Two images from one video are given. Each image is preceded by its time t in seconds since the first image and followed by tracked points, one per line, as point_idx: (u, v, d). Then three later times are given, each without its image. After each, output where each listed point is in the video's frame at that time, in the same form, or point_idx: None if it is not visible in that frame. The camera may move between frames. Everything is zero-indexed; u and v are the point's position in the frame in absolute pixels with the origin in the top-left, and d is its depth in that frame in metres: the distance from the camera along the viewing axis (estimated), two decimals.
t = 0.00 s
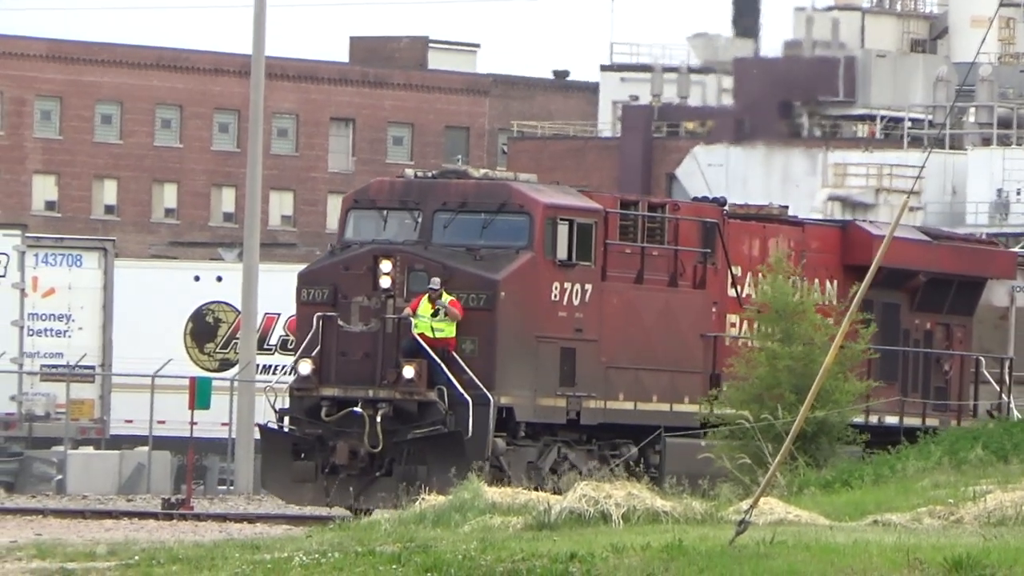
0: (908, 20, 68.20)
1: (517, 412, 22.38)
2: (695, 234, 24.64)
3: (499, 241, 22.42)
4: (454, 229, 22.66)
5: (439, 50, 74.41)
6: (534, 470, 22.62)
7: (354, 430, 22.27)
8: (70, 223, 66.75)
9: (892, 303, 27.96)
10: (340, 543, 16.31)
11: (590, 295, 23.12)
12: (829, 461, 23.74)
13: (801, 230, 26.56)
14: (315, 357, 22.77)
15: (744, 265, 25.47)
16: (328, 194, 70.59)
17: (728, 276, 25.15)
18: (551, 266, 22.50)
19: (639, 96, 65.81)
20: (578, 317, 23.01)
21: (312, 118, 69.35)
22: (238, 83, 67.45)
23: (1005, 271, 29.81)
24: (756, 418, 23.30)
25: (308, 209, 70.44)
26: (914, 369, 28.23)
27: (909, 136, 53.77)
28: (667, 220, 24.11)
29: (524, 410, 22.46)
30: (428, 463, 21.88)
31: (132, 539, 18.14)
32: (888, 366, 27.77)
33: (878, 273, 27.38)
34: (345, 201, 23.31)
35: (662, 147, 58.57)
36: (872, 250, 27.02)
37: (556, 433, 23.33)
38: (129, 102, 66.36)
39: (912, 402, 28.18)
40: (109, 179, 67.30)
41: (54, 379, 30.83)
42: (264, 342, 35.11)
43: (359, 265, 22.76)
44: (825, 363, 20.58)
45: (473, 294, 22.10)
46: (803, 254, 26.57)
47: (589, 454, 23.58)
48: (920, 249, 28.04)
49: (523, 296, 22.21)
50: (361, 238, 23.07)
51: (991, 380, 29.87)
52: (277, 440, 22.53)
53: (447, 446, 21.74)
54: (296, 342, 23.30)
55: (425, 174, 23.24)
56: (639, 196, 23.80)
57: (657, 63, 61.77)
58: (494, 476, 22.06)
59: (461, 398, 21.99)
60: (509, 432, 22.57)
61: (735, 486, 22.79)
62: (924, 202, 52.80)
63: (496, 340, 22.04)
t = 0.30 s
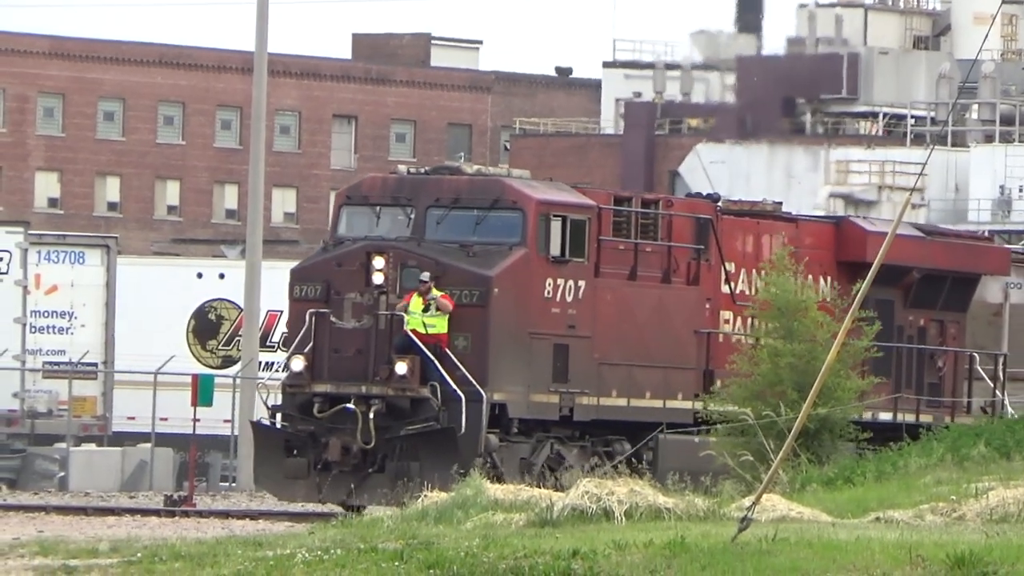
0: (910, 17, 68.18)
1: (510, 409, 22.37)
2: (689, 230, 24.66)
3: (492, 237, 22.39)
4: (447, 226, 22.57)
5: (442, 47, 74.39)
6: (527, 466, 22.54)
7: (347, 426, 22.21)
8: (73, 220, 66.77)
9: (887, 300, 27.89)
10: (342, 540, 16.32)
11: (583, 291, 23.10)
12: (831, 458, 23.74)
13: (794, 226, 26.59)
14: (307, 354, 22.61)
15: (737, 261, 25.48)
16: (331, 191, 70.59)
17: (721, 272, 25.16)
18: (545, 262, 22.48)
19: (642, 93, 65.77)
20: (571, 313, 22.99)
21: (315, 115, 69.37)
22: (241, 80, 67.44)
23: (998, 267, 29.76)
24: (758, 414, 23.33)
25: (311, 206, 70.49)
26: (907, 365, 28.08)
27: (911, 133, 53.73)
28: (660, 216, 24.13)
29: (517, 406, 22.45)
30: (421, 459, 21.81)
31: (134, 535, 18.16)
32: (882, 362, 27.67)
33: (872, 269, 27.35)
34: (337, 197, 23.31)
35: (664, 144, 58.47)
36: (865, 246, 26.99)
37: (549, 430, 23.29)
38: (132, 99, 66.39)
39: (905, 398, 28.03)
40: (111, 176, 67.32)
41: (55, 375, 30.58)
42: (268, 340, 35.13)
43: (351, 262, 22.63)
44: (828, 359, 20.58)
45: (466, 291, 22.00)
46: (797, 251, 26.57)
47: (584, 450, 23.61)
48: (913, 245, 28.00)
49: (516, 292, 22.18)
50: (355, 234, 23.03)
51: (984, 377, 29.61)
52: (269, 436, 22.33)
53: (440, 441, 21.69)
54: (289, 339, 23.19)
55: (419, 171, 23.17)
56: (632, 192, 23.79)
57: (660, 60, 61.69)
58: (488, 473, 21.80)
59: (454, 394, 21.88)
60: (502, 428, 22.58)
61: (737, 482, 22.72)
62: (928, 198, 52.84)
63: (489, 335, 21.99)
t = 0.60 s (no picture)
0: (914, 15, 68.25)
1: (504, 406, 22.34)
2: (684, 227, 24.64)
3: (487, 234, 22.34)
4: (441, 223, 22.55)
5: (447, 45, 74.44)
6: (520, 464, 22.66)
7: (341, 423, 22.22)
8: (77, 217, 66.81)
9: (883, 297, 27.84)
10: (347, 537, 16.35)
11: (578, 288, 23.07)
12: (835, 457, 23.72)
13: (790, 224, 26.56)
14: (301, 350, 22.58)
15: (732, 258, 25.46)
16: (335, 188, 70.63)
17: (716, 269, 25.14)
18: (540, 259, 22.42)
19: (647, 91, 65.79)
20: (566, 310, 22.96)
21: (320, 113, 69.42)
22: (246, 78, 67.51)
23: (995, 264, 29.77)
24: (763, 412, 23.37)
25: (315, 204, 70.57)
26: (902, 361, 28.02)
27: (916, 132, 53.79)
28: (655, 213, 24.09)
29: (512, 403, 22.40)
30: (415, 456, 21.93)
31: (138, 532, 18.18)
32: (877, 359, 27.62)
33: (867, 267, 27.31)
34: (331, 194, 23.24)
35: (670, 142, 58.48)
36: (861, 243, 26.96)
37: (544, 427, 23.28)
38: (136, 96, 66.44)
39: (900, 394, 27.94)
40: (116, 173, 67.37)
41: (60, 373, 30.50)
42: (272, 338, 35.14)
43: (346, 258, 22.63)
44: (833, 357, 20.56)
45: (460, 287, 21.95)
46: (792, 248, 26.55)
47: (578, 448, 23.63)
48: (909, 242, 27.97)
49: (511, 289, 22.12)
50: (349, 230, 23.00)
51: (981, 374, 29.49)
52: (262, 434, 22.60)
53: (435, 438, 21.76)
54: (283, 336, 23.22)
55: (414, 168, 23.14)
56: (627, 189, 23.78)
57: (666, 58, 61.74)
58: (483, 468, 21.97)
59: (449, 392, 21.90)
60: (497, 425, 22.58)
61: (742, 480, 22.68)
62: (932, 196, 52.80)
63: (484, 332, 21.92)
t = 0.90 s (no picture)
0: (923, 14, 68.22)
1: (503, 404, 22.34)
2: (682, 225, 24.64)
3: (485, 231, 22.36)
4: (439, 220, 22.58)
5: (456, 44, 74.48)
6: (518, 461, 22.74)
7: (339, 421, 22.01)
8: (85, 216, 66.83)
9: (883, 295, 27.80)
10: (356, 536, 16.34)
11: (577, 285, 23.10)
12: (844, 456, 23.71)
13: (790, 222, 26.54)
14: (298, 347, 22.40)
15: (732, 255, 25.46)
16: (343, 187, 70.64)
17: (716, 267, 25.14)
18: (538, 256, 22.45)
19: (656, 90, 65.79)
20: (565, 308, 22.98)
21: (328, 112, 69.43)
22: (254, 76, 67.54)
23: (995, 262, 29.72)
24: (771, 411, 23.41)
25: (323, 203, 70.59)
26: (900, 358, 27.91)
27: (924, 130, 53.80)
28: (653, 210, 24.13)
29: (510, 401, 22.40)
30: (415, 454, 21.68)
31: (147, 531, 18.15)
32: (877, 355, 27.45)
33: (864, 266, 27.28)
34: (329, 191, 23.27)
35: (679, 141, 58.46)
36: (860, 241, 26.98)
37: (542, 425, 23.29)
38: (145, 95, 66.46)
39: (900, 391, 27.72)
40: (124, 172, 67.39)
41: (69, 370, 30.60)
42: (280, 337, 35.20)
43: (344, 256, 22.61)
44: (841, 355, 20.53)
45: (459, 285, 21.97)
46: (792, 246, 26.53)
47: (576, 446, 23.64)
48: (907, 240, 27.92)
49: (509, 287, 22.13)
50: (347, 227, 22.99)
51: (981, 372, 29.28)
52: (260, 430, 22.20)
53: (433, 437, 21.56)
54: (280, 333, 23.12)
55: (412, 165, 23.16)
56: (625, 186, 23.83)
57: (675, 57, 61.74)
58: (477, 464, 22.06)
59: (447, 390, 21.84)
60: (495, 423, 22.63)
61: (750, 479, 22.67)
62: (940, 194, 52.99)
63: (482, 330, 21.96)
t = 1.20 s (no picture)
0: (928, 14, 68.27)
1: (498, 404, 22.34)
2: (678, 225, 24.63)
3: (480, 232, 22.38)
4: (434, 221, 22.57)
5: (462, 45, 74.54)
6: (513, 462, 22.64)
7: (334, 422, 22.05)
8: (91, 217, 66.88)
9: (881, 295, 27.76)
10: (360, 537, 16.32)
11: (572, 285, 23.10)
12: (849, 458, 23.68)
13: (785, 222, 26.53)
14: (293, 348, 22.56)
15: (727, 256, 25.47)
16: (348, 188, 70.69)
17: (711, 267, 25.15)
18: (533, 257, 22.45)
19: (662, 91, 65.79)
20: (560, 308, 22.98)
21: (333, 113, 69.42)
22: (259, 77, 67.55)
23: (991, 263, 29.74)
24: (776, 412, 23.36)
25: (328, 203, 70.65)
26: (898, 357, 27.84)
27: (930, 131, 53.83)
28: (649, 211, 24.13)
29: (505, 402, 22.42)
30: (409, 455, 21.70)
31: (152, 532, 18.18)
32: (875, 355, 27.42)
33: (860, 266, 27.23)
34: (324, 191, 23.27)
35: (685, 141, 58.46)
36: (856, 241, 26.96)
37: (537, 425, 23.29)
38: (150, 96, 66.46)
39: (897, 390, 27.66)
40: (129, 173, 67.43)
41: (74, 372, 30.62)
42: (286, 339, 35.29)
43: (338, 256, 22.61)
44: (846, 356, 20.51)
45: (454, 285, 21.95)
46: (787, 247, 26.54)
47: (572, 446, 23.63)
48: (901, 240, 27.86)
49: (503, 288, 22.13)
50: (342, 228, 22.99)
51: (976, 372, 29.26)
52: (255, 431, 22.20)
53: (427, 437, 21.57)
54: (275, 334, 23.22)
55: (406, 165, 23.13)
56: (621, 187, 23.82)
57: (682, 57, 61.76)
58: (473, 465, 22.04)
59: (442, 390, 21.86)
60: (490, 423, 22.63)
61: (755, 480, 22.65)
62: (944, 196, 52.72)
63: (477, 330, 21.95)
